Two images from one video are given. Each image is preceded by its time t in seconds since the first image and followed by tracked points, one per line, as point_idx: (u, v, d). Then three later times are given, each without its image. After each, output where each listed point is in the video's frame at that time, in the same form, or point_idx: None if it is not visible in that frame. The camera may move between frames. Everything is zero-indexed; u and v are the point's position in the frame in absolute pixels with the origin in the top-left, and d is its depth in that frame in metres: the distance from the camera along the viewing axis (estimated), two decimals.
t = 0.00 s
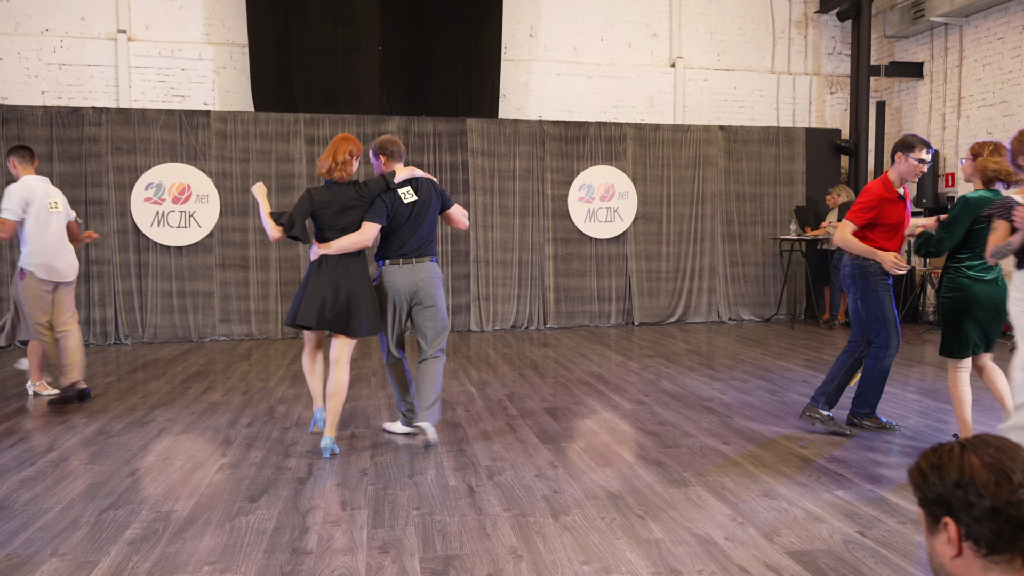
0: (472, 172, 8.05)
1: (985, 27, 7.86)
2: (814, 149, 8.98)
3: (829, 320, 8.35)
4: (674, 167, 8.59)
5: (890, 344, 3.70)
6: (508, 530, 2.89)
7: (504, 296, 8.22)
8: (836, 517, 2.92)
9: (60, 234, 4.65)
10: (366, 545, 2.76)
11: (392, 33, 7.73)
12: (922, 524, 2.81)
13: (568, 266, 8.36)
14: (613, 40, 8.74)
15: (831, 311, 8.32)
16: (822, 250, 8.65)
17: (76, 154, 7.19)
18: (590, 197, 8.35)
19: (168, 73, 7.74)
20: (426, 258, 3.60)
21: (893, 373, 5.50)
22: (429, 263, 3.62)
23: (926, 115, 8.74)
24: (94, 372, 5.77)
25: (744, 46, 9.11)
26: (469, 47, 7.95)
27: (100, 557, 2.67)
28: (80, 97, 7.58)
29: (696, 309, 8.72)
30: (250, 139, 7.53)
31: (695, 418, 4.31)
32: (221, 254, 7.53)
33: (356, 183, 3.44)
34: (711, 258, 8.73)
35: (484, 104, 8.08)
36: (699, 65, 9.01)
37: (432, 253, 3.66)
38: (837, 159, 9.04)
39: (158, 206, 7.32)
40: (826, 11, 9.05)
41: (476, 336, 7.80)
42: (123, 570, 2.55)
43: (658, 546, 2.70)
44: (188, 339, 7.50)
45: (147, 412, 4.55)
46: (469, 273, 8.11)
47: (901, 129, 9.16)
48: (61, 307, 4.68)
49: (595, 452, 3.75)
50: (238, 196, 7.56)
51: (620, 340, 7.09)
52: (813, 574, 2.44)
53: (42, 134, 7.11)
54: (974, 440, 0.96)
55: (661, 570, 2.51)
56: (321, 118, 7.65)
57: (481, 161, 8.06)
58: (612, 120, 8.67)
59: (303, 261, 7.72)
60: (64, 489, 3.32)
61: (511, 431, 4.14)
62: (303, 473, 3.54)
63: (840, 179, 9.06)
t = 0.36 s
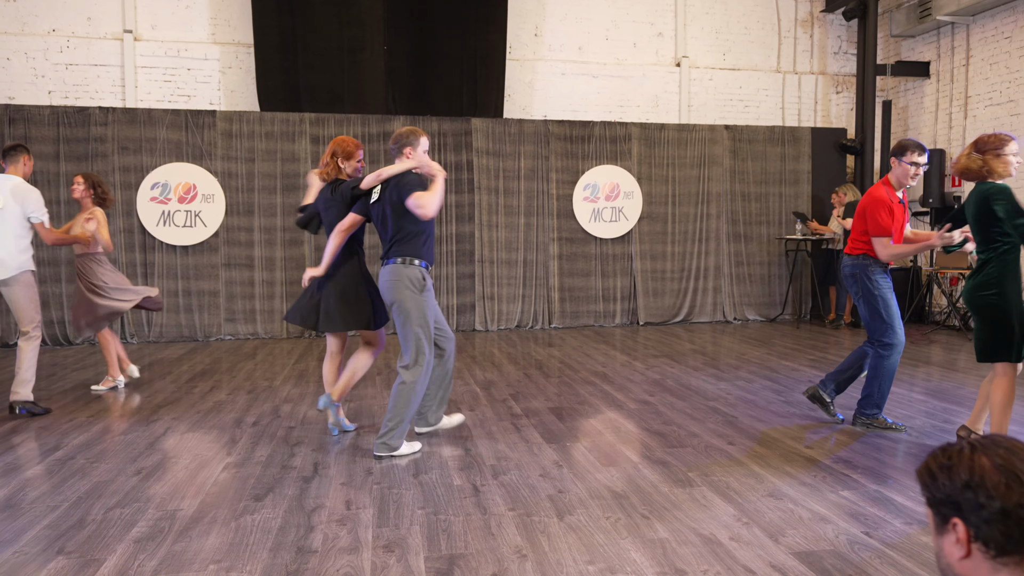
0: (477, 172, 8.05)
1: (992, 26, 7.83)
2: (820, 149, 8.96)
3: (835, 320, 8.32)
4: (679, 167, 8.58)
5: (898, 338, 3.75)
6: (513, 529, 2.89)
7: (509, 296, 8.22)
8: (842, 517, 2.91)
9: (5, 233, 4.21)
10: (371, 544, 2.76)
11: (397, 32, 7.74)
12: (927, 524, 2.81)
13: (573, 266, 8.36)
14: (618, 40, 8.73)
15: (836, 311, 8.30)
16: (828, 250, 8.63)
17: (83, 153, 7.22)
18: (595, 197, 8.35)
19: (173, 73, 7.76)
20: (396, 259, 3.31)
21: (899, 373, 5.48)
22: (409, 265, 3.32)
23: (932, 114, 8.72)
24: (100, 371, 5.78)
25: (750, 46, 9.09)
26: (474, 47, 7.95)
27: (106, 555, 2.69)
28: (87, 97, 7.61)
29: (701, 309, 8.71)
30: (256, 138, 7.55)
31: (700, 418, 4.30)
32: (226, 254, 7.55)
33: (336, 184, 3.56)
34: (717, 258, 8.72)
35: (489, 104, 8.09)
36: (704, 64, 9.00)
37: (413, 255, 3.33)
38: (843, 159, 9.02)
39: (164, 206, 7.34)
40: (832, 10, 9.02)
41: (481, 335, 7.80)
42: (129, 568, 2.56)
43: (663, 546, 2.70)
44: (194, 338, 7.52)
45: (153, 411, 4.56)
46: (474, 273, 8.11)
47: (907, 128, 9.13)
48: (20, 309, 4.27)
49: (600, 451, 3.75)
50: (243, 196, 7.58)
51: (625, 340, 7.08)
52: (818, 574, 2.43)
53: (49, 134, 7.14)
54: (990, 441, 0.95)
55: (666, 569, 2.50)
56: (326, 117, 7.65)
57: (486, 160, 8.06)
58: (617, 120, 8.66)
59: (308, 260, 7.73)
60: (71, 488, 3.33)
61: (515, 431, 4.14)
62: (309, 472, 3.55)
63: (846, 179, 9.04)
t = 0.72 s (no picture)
0: (488, 171, 8.05)
1: (1007, 24, 7.76)
2: (833, 148, 8.91)
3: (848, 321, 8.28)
4: (690, 166, 8.55)
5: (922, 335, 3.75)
6: (524, 529, 2.89)
7: (520, 295, 8.22)
8: (855, 518, 2.90)
9: None
10: (382, 543, 2.77)
11: (409, 32, 7.75)
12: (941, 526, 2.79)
13: (584, 265, 8.35)
14: (629, 39, 8.71)
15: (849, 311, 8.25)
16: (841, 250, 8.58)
17: (97, 153, 7.27)
18: (606, 196, 8.33)
19: (186, 74, 7.80)
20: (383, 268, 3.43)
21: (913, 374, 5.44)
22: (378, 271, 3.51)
23: (946, 113, 8.65)
24: (113, 369, 5.82)
25: (762, 45, 9.05)
26: (486, 47, 7.96)
27: (120, 552, 2.71)
28: (101, 97, 7.66)
29: (712, 309, 8.68)
30: (268, 138, 7.58)
31: (712, 418, 4.29)
32: (238, 253, 7.58)
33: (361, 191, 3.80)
34: (728, 258, 8.69)
35: (500, 103, 8.09)
36: (715, 63, 8.97)
37: (384, 263, 3.43)
38: (856, 158, 8.97)
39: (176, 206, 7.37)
40: (845, 8, 8.97)
41: (491, 335, 7.81)
42: (143, 566, 2.58)
43: (674, 547, 2.69)
44: (206, 337, 7.56)
45: (166, 409, 4.59)
46: (485, 272, 8.11)
47: (921, 127, 9.07)
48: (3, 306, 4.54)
49: (610, 451, 3.75)
50: (255, 195, 7.61)
51: (635, 339, 7.07)
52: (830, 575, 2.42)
53: (63, 134, 7.19)
54: None
55: (677, 570, 2.50)
56: (338, 117, 7.67)
57: (497, 160, 8.06)
58: (628, 119, 8.64)
59: (320, 260, 7.76)
60: (85, 485, 3.35)
61: (526, 430, 4.14)
62: (320, 470, 3.56)
63: (858, 178, 8.99)
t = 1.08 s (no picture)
0: (502, 171, 8.05)
1: None
2: (850, 147, 8.84)
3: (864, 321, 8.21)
4: (705, 165, 8.52)
5: (979, 339, 3.76)
6: (538, 528, 2.89)
7: (534, 295, 8.22)
8: (871, 520, 2.87)
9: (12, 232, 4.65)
10: (397, 541, 2.78)
11: (423, 32, 7.77)
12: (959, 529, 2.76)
13: (598, 265, 8.33)
14: (644, 38, 8.68)
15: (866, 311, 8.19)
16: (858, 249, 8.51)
17: (115, 153, 7.34)
18: (621, 195, 8.31)
19: (203, 74, 7.86)
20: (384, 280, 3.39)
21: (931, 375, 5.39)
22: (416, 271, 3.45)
23: (965, 111, 8.56)
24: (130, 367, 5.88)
25: (778, 43, 9.00)
26: (500, 46, 7.96)
27: (137, 548, 2.74)
28: (119, 98, 7.73)
29: (727, 309, 8.64)
30: (283, 138, 7.61)
31: (728, 418, 4.27)
32: (254, 252, 7.63)
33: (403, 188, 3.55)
34: (743, 257, 8.64)
35: (514, 103, 8.09)
36: (731, 62, 8.92)
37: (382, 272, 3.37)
38: (873, 157, 8.89)
39: (193, 205, 7.44)
40: (862, 6, 8.89)
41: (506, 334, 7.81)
42: (159, 563, 2.61)
43: (688, 547, 2.68)
44: (222, 335, 7.61)
45: (183, 407, 4.63)
46: (499, 272, 8.12)
47: (940, 126, 8.98)
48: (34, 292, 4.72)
49: (625, 451, 3.74)
50: (270, 195, 7.65)
51: (650, 339, 7.05)
52: None
53: (82, 134, 7.27)
54: None
55: (691, 570, 2.49)
56: (353, 117, 7.69)
57: (511, 159, 8.07)
58: (642, 118, 8.61)
59: (335, 259, 7.79)
60: (103, 482, 3.39)
61: (540, 430, 4.13)
62: (335, 468, 3.58)
63: (876, 177, 8.91)
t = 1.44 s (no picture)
0: (519, 170, 8.05)
1: None
2: (871, 145, 8.76)
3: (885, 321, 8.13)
4: (724, 164, 8.47)
5: None
6: (555, 527, 2.89)
7: (551, 294, 8.21)
8: (893, 523, 2.84)
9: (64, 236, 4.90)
10: (415, 539, 2.79)
11: (441, 32, 7.78)
12: (983, 533, 2.72)
13: (616, 264, 8.31)
14: (662, 36, 8.65)
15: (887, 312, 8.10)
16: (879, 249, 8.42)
17: (137, 153, 7.42)
18: (639, 195, 8.29)
19: (223, 75, 7.92)
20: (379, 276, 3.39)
21: (955, 376, 5.31)
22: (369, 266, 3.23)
23: (989, 109, 8.45)
24: (151, 365, 5.93)
25: (799, 41, 8.93)
26: (518, 45, 7.96)
27: (158, 544, 2.77)
28: (141, 98, 7.81)
29: (746, 309, 8.59)
30: (302, 138, 7.65)
31: (747, 419, 4.24)
32: (273, 251, 7.67)
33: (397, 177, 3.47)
34: (763, 257, 8.58)
35: (532, 102, 8.08)
36: (750, 60, 8.86)
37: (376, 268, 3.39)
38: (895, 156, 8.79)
39: (213, 205, 7.51)
40: (884, 3, 8.80)
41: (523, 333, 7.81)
42: (180, 559, 2.63)
43: (707, 548, 2.67)
44: (242, 334, 7.67)
45: (203, 404, 4.67)
46: (516, 271, 8.12)
47: (963, 124, 8.87)
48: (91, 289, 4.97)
49: (643, 451, 3.73)
50: (289, 194, 7.69)
51: (668, 339, 7.02)
52: None
53: (104, 134, 7.35)
54: None
55: (710, 571, 2.48)
56: (371, 117, 7.72)
57: (529, 159, 8.06)
58: (661, 118, 8.58)
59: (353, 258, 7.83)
60: (125, 478, 3.43)
61: (557, 429, 4.13)
62: (353, 467, 3.59)
63: (897, 176, 8.81)
